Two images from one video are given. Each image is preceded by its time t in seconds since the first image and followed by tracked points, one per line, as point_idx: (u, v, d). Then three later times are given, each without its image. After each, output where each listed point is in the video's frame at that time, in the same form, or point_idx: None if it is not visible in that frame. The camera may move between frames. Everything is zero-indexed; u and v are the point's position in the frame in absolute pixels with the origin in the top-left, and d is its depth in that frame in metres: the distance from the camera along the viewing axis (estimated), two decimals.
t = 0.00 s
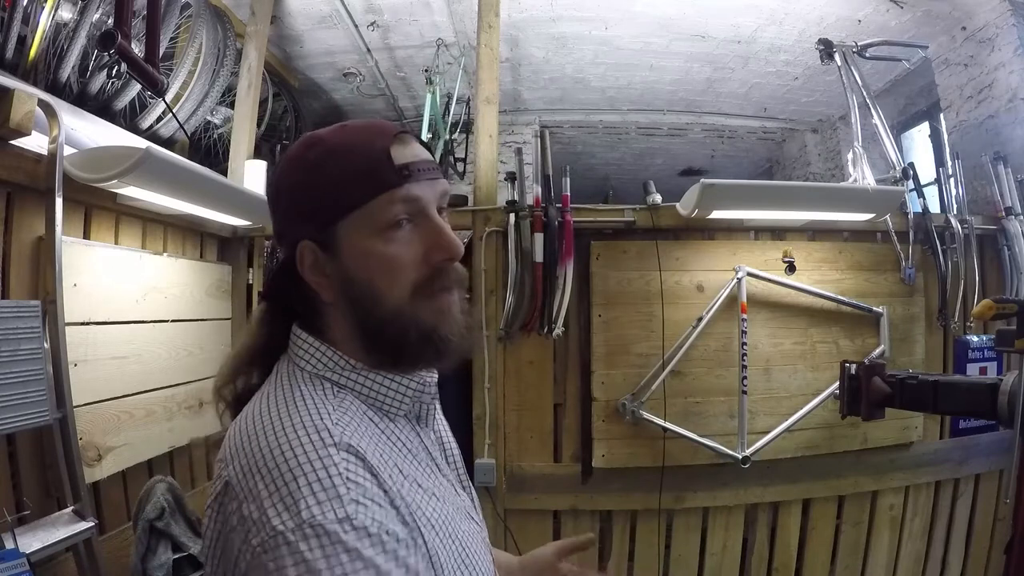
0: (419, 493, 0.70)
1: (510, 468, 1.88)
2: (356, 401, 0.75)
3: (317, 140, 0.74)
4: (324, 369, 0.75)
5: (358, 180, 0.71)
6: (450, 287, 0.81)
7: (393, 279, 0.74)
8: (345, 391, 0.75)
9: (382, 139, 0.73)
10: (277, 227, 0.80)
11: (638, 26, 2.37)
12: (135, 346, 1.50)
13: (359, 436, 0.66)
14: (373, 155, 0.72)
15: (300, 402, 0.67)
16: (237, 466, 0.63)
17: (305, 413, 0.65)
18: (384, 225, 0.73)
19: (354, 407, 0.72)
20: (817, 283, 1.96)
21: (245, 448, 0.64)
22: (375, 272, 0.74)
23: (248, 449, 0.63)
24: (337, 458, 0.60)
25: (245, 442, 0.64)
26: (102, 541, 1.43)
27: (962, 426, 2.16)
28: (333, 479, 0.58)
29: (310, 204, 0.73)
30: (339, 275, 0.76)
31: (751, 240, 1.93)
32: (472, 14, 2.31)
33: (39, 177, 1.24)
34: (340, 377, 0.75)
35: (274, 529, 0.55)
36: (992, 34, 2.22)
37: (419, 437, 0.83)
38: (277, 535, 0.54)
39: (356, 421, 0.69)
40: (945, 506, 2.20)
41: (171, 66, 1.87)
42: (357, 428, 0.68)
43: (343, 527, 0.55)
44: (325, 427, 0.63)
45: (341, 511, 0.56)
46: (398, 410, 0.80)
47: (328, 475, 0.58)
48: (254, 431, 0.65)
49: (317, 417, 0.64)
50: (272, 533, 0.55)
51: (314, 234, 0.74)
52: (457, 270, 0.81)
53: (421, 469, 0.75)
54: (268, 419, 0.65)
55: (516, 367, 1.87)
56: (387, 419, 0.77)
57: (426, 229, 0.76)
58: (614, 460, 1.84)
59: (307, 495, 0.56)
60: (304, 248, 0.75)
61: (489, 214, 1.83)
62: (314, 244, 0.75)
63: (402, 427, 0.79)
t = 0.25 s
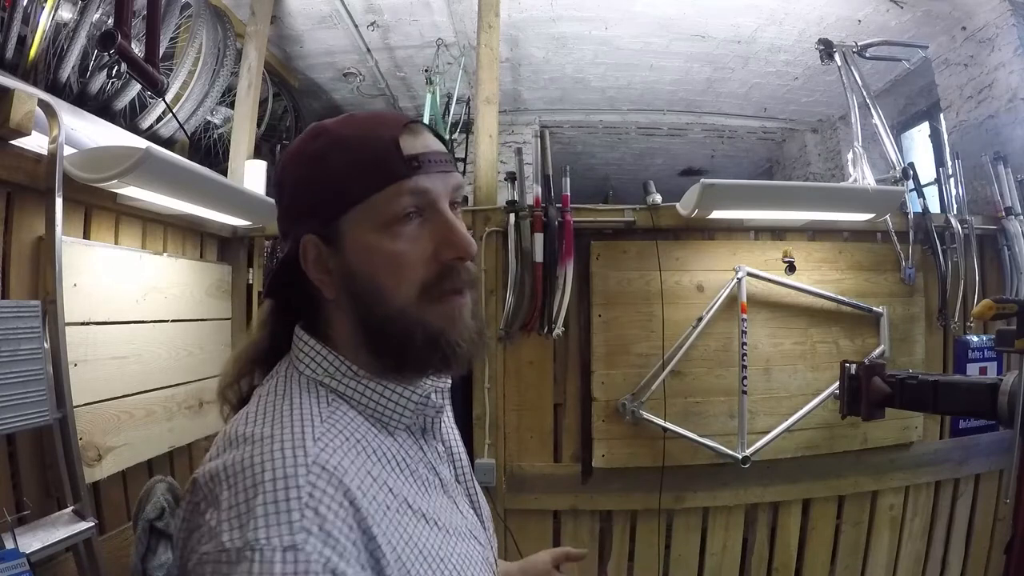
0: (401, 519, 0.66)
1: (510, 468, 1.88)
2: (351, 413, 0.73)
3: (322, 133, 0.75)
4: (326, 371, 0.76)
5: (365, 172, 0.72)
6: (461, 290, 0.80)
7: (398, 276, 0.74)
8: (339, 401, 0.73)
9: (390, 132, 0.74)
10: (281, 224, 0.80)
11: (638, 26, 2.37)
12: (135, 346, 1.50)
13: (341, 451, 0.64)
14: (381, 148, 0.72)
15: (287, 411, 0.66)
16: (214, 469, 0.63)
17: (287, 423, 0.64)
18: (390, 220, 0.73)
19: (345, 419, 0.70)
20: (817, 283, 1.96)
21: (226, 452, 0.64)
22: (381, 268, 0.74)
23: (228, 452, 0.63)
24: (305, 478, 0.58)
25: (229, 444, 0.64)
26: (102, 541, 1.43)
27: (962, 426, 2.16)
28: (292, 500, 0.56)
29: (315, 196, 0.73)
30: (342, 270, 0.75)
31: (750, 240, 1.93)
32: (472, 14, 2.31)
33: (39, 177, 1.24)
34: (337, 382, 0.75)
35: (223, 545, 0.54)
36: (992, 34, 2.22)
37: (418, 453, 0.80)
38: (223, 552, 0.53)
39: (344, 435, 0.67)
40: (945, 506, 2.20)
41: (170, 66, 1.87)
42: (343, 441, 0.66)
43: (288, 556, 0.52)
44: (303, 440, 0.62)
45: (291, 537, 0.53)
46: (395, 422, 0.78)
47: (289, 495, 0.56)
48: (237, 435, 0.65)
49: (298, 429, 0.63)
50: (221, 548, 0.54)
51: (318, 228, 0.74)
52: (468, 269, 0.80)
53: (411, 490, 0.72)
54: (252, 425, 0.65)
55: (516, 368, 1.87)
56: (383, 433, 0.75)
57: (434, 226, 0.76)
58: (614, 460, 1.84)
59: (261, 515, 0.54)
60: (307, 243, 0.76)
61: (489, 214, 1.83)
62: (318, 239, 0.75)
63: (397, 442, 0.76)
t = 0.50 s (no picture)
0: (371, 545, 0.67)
1: (510, 468, 1.88)
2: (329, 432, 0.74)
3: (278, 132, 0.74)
4: (308, 382, 0.77)
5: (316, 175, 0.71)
6: (434, 300, 0.74)
7: (356, 287, 0.73)
8: (319, 417, 0.74)
9: (340, 128, 0.72)
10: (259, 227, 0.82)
11: (638, 26, 2.37)
12: (135, 346, 1.50)
13: (312, 475, 0.65)
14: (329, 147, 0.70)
15: (262, 429, 0.67)
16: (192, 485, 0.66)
17: (260, 444, 0.65)
18: (345, 226, 0.72)
19: (322, 437, 0.71)
20: (817, 283, 1.96)
21: (203, 467, 0.66)
22: (339, 279, 0.73)
23: (204, 469, 0.65)
24: (269, 507, 0.59)
25: (206, 460, 0.66)
26: (102, 541, 1.43)
27: (962, 426, 2.16)
28: (256, 531, 0.57)
29: (274, 200, 0.73)
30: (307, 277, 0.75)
31: (751, 240, 1.93)
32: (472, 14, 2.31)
33: (39, 177, 1.24)
34: (319, 395, 0.77)
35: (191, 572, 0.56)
36: (992, 34, 2.23)
37: (403, 467, 0.80)
38: None
39: (317, 456, 0.68)
40: (945, 506, 2.20)
41: (170, 66, 1.87)
42: (316, 464, 0.67)
43: None
44: (272, 463, 0.63)
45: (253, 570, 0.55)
46: (378, 438, 0.78)
47: (253, 524, 0.57)
48: (214, 451, 0.67)
49: (270, 451, 0.64)
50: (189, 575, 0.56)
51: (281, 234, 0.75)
52: (438, 276, 0.75)
53: (389, 510, 0.73)
54: (228, 444, 0.66)
55: (516, 368, 1.87)
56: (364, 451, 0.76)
57: (395, 231, 0.73)
58: (614, 460, 1.84)
59: (225, 545, 0.56)
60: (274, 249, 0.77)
61: (489, 214, 1.83)
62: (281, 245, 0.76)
63: (379, 458, 0.77)
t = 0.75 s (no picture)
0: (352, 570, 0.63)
1: (509, 468, 1.88)
2: (315, 451, 0.72)
3: (240, 137, 0.72)
4: (294, 396, 0.77)
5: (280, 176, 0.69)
6: (423, 292, 0.73)
7: (338, 293, 0.72)
8: (302, 434, 0.73)
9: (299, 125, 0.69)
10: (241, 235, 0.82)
11: (638, 26, 2.37)
12: (135, 346, 1.50)
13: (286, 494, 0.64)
14: (290, 144, 0.68)
15: (240, 445, 0.67)
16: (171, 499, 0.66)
17: (236, 461, 0.64)
18: (317, 230, 0.71)
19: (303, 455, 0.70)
20: (817, 283, 1.96)
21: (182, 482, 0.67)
22: (321, 284, 0.73)
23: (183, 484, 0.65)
24: (239, 530, 0.58)
25: (186, 474, 0.67)
26: (102, 541, 1.43)
27: (962, 426, 2.16)
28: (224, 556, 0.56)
29: (243, 210, 0.72)
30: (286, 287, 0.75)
31: (750, 240, 1.93)
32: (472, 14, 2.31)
33: (39, 177, 1.24)
34: (304, 409, 0.76)
35: None
36: (992, 34, 2.23)
37: (394, 487, 0.77)
38: None
39: (296, 476, 0.67)
40: (945, 506, 2.20)
41: (170, 67, 1.87)
42: (291, 484, 0.65)
43: None
44: (245, 482, 0.62)
45: None
46: (365, 457, 0.76)
47: (222, 547, 0.57)
48: (193, 465, 0.67)
49: (245, 470, 0.63)
50: None
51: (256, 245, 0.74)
52: (423, 267, 0.73)
53: (375, 532, 0.69)
54: (206, 459, 0.66)
55: (516, 368, 1.87)
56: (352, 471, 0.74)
57: (372, 228, 0.71)
58: (614, 460, 1.84)
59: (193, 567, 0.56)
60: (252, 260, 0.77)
61: (489, 214, 1.83)
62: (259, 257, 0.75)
63: (364, 478, 0.74)
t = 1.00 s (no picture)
0: None
1: (510, 468, 1.88)
2: (309, 460, 0.68)
3: (342, 107, 0.62)
4: (296, 402, 0.73)
5: (413, 166, 0.61)
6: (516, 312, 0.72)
7: (450, 300, 0.65)
8: (296, 442, 0.70)
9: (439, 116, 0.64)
10: (276, 217, 0.67)
11: (638, 26, 2.37)
12: (135, 345, 1.50)
13: (271, 502, 0.60)
14: (428, 137, 0.62)
15: (229, 448, 0.64)
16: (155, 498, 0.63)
17: (219, 464, 0.61)
18: (439, 232, 0.64)
19: (295, 464, 0.66)
20: (817, 283, 1.96)
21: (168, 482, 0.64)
22: (432, 290, 0.64)
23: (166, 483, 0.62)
24: (209, 537, 0.54)
25: (171, 474, 0.64)
26: (101, 541, 1.43)
27: (962, 426, 2.16)
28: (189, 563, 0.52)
29: (333, 192, 0.61)
30: (368, 288, 0.66)
31: (750, 240, 1.93)
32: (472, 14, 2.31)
33: (39, 177, 1.24)
34: (301, 416, 0.73)
35: None
36: (992, 34, 2.23)
37: (390, 505, 0.72)
38: None
39: (282, 485, 0.62)
40: (945, 506, 2.20)
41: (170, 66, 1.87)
42: (277, 492, 0.61)
43: None
44: (223, 486, 0.58)
45: None
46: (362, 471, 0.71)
47: (188, 554, 0.53)
48: (181, 466, 0.64)
49: (226, 473, 0.59)
50: None
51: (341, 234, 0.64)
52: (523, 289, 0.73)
53: (363, 552, 0.64)
54: (193, 460, 0.63)
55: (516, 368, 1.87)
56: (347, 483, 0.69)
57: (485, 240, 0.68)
58: (614, 460, 1.84)
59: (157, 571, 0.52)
60: (319, 254, 0.65)
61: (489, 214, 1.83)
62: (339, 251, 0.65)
63: (358, 494, 0.70)
